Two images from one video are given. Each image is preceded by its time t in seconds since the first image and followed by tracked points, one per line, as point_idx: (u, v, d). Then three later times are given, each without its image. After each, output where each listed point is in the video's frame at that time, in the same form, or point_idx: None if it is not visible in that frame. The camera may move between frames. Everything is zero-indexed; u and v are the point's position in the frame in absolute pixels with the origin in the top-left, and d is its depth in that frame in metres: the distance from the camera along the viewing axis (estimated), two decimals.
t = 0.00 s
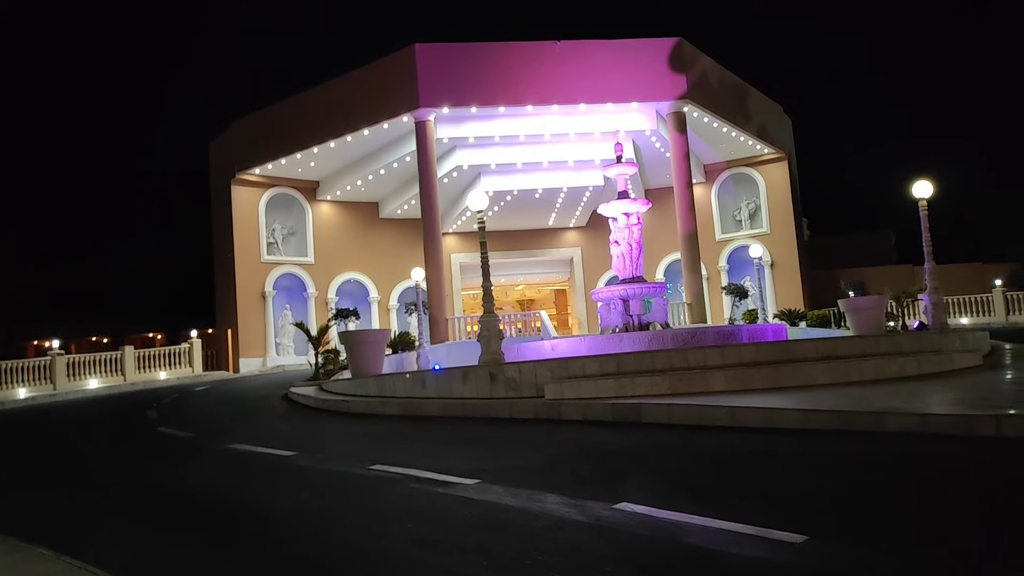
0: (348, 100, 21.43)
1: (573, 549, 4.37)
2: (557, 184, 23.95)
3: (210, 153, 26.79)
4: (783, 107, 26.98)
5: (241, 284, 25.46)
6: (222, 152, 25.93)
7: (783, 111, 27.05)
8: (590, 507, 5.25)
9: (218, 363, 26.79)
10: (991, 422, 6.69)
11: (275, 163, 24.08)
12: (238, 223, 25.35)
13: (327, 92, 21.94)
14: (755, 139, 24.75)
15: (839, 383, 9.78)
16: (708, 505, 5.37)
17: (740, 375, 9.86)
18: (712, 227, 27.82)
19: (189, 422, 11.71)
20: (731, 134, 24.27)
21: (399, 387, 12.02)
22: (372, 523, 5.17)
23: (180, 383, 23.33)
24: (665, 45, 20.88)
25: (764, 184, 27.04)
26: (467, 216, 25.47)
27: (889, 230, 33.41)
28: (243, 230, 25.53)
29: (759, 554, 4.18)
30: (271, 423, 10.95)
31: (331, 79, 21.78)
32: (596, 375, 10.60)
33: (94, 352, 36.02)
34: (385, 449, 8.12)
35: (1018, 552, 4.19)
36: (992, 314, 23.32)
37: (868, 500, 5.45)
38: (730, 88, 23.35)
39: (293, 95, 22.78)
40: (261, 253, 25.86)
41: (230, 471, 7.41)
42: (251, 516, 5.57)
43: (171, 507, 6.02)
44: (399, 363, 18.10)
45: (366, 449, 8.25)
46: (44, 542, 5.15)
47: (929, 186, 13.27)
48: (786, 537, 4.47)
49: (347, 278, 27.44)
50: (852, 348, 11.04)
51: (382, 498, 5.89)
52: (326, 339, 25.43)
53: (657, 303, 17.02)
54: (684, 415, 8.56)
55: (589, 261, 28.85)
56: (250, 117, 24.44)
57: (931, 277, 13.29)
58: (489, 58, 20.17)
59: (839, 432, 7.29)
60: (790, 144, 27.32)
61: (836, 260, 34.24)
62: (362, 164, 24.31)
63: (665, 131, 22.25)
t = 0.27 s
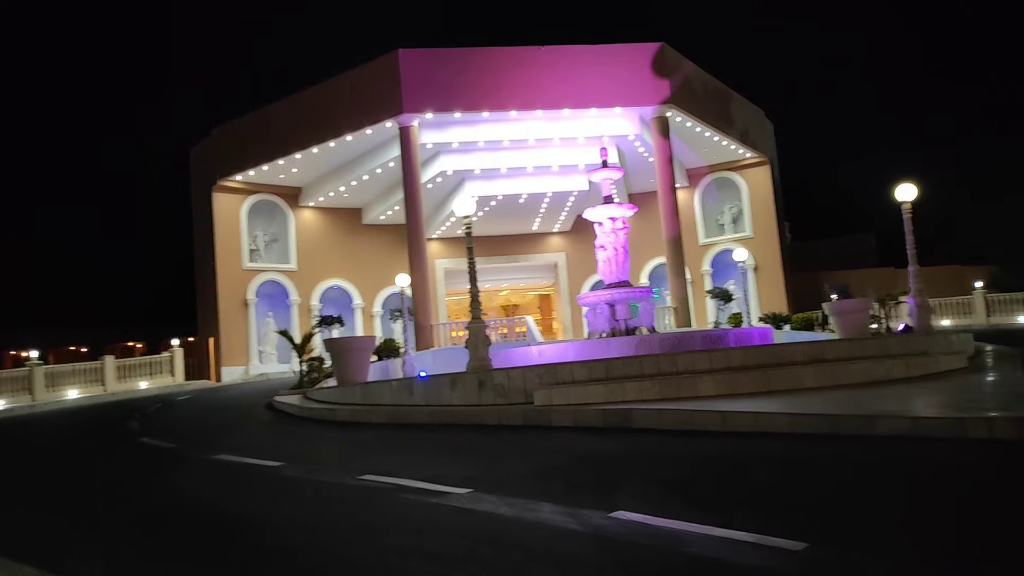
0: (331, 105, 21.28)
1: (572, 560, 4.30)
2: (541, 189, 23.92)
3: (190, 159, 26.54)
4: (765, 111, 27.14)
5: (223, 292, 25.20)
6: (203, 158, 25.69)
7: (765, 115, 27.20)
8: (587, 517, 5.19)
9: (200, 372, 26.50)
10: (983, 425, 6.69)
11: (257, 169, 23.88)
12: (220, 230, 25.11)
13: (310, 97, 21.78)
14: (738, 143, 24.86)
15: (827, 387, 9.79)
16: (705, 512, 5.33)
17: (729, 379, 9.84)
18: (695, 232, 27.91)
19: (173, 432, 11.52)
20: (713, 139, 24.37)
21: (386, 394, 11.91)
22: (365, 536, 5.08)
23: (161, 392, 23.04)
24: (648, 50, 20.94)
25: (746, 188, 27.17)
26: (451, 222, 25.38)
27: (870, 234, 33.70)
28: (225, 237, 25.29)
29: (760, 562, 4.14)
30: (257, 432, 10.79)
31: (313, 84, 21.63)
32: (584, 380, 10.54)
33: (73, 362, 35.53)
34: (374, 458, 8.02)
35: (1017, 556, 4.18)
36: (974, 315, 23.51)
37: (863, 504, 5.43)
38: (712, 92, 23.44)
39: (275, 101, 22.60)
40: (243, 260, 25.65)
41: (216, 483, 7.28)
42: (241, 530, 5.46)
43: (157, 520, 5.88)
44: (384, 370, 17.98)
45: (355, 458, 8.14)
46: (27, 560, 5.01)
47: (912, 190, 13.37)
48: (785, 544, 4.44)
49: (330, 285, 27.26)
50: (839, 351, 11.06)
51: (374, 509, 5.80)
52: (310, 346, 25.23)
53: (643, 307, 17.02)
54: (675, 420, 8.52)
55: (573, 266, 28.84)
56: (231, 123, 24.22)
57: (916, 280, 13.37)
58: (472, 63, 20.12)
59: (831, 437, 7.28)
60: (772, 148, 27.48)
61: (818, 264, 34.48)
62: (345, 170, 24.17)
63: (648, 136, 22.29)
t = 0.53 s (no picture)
0: (316, 103, 21.11)
1: (567, 562, 4.23)
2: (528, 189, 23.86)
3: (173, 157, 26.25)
4: (750, 113, 27.23)
5: (206, 291, 24.96)
6: (185, 156, 25.41)
7: (750, 117, 27.29)
8: (580, 518, 5.12)
9: (182, 372, 26.23)
10: (973, 425, 6.68)
11: (241, 168, 23.66)
12: (203, 229, 24.85)
13: (294, 95, 21.60)
14: (723, 144, 24.93)
15: (816, 387, 9.79)
16: (699, 513, 5.27)
17: (718, 379, 9.82)
18: (681, 232, 27.95)
19: (156, 432, 11.35)
20: (699, 139, 24.40)
21: (373, 395, 11.81)
22: (356, 538, 4.99)
23: (143, 392, 22.78)
24: (634, 50, 20.93)
25: (732, 189, 27.25)
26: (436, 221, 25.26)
27: (853, 235, 33.93)
28: (207, 236, 25.05)
29: (757, 564, 4.08)
30: (242, 433, 10.65)
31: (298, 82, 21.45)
32: (573, 380, 10.49)
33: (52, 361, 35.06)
34: (362, 459, 7.92)
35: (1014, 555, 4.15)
36: (955, 316, 23.71)
37: (858, 504, 5.40)
38: (698, 93, 23.47)
39: (259, 98, 22.40)
40: (226, 259, 25.41)
41: (201, 484, 7.15)
42: (226, 532, 5.34)
43: (140, 522, 5.74)
44: (370, 370, 17.86)
45: (343, 459, 8.04)
46: (6, 563, 4.88)
47: (898, 191, 13.42)
48: (782, 545, 4.39)
49: (314, 284, 27.06)
50: (828, 351, 11.08)
51: (364, 510, 5.70)
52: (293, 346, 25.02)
53: (630, 308, 17.00)
54: (665, 420, 8.48)
55: (559, 266, 28.81)
56: (214, 120, 23.98)
57: (902, 281, 13.43)
58: (458, 62, 20.02)
59: (822, 437, 7.25)
60: (757, 149, 27.57)
61: (803, 265, 34.63)
62: (329, 168, 23.99)
63: (635, 137, 22.29)
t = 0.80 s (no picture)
0: (310, 104, 21.01)
1: (569, 568, 4.16)
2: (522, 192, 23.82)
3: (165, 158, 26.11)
4: (745, 117, 27.26)
5: (197, 292, 24.81)
6: (178, 156, 25.27)
7: (744, 121, 27.32)
8: (581, 523, 5.06)
9: (174, 374, 26.05)
10: (974, 431, 6.65)
11: (234, 169, 23.53)
12: (195, 230, 24.70)
13: (288, 96, 21.50)
14: (718, 149, 24.94)
15: (813, 391, 9.76)
16: (701, 518, 5.21)
17: (715, 383, 9.77)
18: (675, 236, 27.95)
19: (147, 435, 11.22)
20: (694, 143, 24.41)
21: (367, 398, 11.72)
22: (352, 543, 4.91)
23: (134, 394, 22.59)
24: (630, 54, 20.92)
25: (726, 193, 27.27)
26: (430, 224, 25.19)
27: (846, 240, 34.04)
28: (200, 237, 24.91)
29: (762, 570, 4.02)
30: (235, 436, 10.54)
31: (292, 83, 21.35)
32: (570, 384, 10.42)
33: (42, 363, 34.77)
34: (357, 463, 7.83)
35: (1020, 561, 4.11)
36: (949, 321, 23.81)
37: (860, 509, 5.35)
38: (693, 97, 23.48)
39: (252, 98, 22.28)
40: (218, 261, 25.26)
41: (194, 487, 7.06)
42: (221, 536, 5.25)
43: (132, 527, 5.65)
44: (363, 372, 17.77)
45: (338, 462, 7.95)
46: None
47: (894, 196, 13.43)
48: (785, 552, 4.33)
49: (307, 286, 26.94)
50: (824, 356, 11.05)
51: (361, 515, 5.62)
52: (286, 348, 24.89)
53: (626, 311, 16.96)
54: (663, 425, 8.43)
55: (552, 269, 28.78)
56: (207, 121, 23.86)
57: (897, 286, 13.43)
58: (454, 64, 19.97)
59: (821, 442, 7.21)
60: (751, 153, 27.60)
61: (796, 269, 34.69)
62: (323, 170, 23.89)
63: (630, 140, 22.27)
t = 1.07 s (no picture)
0: (310, 104, 20.92)
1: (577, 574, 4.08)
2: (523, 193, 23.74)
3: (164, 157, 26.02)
4: (745, 119, 27.19)
5: (196, 292, 24.71)
6: (177, 156, 25.17)
7: (745, 123, 27.25)
8: (587, 529, 4.97)
9: (172, 374, 25.95)
10: (983, 436, 6.57)
11: (233, 168, 23.42)
12: (193, 229, 24.60)
13: (288, 96, 21.42)
14: (718, 151, 24.88)
15: (817, 395, 9.69)
16: (707, 524, 5.13)
17: (719, 386, 9.70)
18: (675, 238, 27.88)
19: (145, 435, 11.13)
20: (695, 145, 24.35)
21: (367, 399, 11.63)
22: (355, 547, 4.82)
23: (132, 394, 22.50)
24: (631, 55, 20.84)
25: (726, 195, 27.21)
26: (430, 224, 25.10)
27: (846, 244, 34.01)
28: (198, 237, 24.81)
29: None
30: (234, 437, 10.45)
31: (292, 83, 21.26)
32: (572, 386, 10.34)
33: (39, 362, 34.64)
34: (358, 465, 7.73)
35: None
36: (950, 325, 23.76)
37: (870, 514, 5.26)
38: (694, 99, 23.41)
39: (251, 98, 22.20)
40: (217, 260, 25.16)
41: (192, 489, 6.97)
42: (220, 539, 5.16)
43: (131, 528, 5.56)
44: (362, 373, 17.69)
45: (338, 464, 7.86)
46: None
47: (898, 198, 13.35)
48: (797, 559, 4.25)
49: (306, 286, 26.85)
50: (828, 359, 10.96)
51: (362, 518, 5.53)
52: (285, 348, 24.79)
53: (627, 313, 16.87)
54: (666, 428, 8.35)
55: (552, 271, 28.69)
56: (206, 120, 23.78)
57: (901, 288, 13.35)
58: (454, 64, 19.89)
59: (828, 446, 7.14)
60: (752, 156, 27.54)
61: (796, 272, 34.64)
62: (323, 170, 23.80)
63: (631, 141, 22.20)
